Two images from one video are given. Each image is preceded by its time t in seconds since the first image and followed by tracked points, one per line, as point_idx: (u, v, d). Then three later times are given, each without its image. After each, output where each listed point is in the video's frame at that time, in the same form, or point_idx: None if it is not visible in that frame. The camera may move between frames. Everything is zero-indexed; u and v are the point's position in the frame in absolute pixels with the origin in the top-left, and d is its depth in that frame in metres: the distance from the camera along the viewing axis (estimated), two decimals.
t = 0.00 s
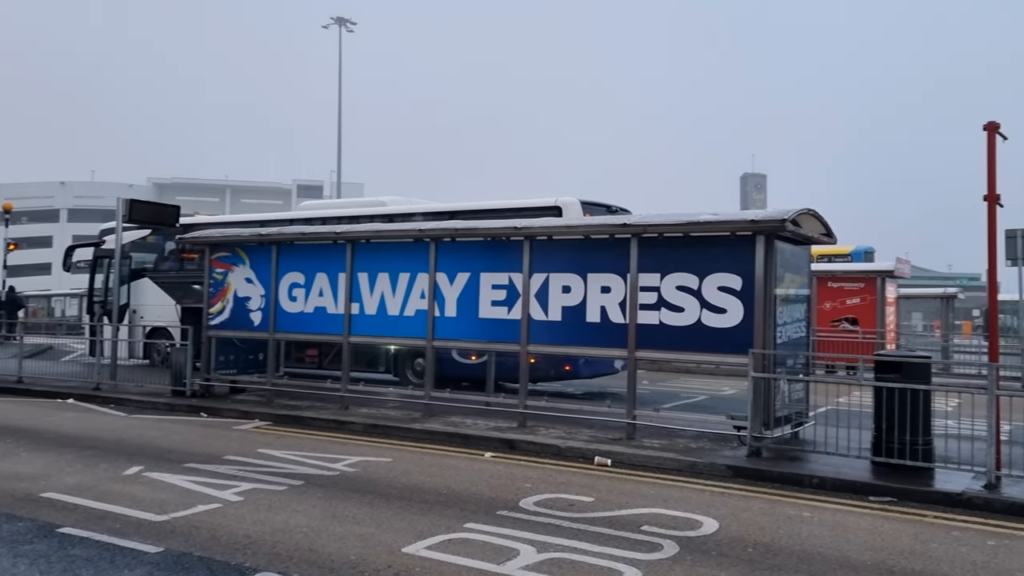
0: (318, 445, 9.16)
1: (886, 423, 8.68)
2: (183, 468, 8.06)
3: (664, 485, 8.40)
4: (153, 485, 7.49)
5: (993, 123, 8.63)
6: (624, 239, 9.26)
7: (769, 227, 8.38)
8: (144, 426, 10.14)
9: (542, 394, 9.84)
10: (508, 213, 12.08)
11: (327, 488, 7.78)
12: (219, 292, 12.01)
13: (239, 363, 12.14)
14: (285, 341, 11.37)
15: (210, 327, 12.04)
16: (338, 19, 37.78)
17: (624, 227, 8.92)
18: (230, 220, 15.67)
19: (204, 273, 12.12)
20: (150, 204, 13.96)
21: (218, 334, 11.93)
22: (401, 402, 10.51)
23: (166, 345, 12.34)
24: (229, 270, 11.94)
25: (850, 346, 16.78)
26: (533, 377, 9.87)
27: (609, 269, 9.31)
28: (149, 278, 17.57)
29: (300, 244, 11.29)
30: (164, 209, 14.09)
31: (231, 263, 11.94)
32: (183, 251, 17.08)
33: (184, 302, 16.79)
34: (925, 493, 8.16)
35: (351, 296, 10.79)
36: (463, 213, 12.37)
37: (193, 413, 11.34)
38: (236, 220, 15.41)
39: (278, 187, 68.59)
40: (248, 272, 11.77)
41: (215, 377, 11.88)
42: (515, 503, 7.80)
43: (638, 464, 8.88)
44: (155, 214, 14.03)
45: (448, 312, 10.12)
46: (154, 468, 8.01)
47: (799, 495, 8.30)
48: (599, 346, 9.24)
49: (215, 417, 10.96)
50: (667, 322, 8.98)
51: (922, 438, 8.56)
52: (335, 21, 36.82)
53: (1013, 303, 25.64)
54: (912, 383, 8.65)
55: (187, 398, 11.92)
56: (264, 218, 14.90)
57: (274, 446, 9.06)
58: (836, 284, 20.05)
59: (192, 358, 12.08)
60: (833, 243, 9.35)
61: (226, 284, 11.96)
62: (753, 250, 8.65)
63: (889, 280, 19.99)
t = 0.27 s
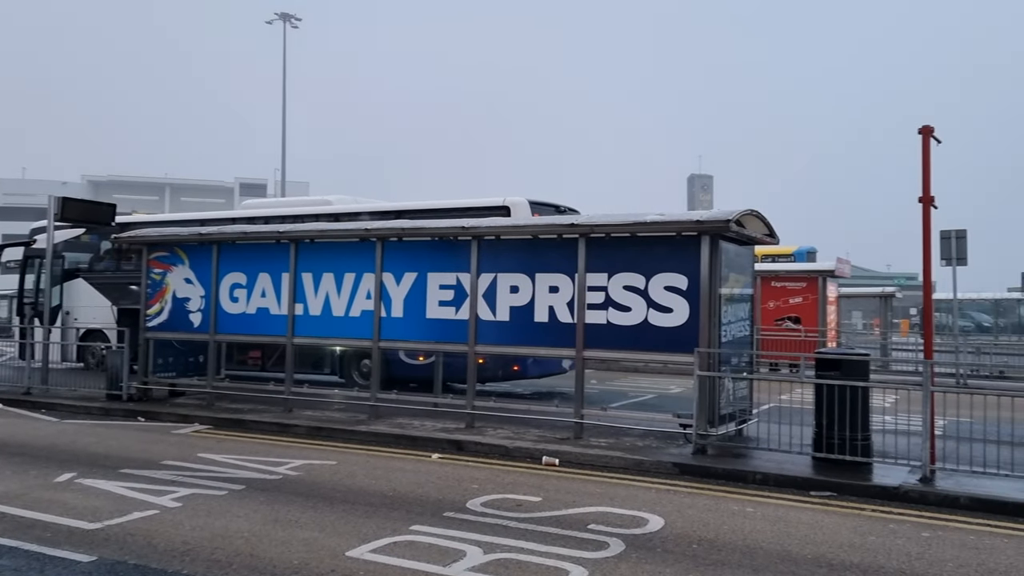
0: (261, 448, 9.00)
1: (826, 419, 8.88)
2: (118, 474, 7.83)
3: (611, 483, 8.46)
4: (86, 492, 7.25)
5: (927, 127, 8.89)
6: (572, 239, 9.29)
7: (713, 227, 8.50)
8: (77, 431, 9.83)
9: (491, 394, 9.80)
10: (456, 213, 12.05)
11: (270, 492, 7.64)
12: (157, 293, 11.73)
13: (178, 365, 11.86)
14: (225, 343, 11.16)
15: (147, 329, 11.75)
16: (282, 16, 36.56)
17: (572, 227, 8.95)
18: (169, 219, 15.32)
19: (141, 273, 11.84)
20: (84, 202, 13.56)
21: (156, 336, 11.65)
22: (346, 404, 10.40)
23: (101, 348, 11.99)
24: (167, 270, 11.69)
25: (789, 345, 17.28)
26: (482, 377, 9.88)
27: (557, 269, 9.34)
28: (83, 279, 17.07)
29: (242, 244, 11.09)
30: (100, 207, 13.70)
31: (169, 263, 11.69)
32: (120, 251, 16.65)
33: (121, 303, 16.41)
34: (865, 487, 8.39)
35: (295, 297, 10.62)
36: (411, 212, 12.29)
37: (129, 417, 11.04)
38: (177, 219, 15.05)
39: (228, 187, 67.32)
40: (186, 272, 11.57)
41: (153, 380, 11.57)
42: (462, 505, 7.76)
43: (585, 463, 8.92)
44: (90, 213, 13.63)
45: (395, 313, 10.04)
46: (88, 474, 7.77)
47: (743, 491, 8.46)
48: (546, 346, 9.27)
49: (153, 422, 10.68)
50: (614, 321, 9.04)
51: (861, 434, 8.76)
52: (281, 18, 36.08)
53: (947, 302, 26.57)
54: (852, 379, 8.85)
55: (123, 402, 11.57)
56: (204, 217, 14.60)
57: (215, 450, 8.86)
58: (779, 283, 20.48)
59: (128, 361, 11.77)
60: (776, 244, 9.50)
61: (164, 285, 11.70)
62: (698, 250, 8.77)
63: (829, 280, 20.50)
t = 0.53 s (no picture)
0: (198, 454, 8.79)
1: (767, 417, 9.07)
2: (46, 482, 7.56)
3: (556, 483, 8.49)
4: (11, 502, 6.98)
5: (863, 130, 9.11)
6: (517, 240, 9.29)
7: (658, 228, 8.59)
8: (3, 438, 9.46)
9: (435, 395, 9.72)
10: (401, 213, 11.97)
11: (207, 499, 7.47)
12: (89, 295, 11.41)
13: (111, 370, 11.54)
14: (160, 346, 10.89)
15: (78, 332, 11.41)
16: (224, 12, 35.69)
17: (517, 228, 8.94)
18: (104, 219, 14.90)
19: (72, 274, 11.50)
20: (11, 201, 13.10)
21: (87, 339, 11.31)
22: (287, 407, 10.24)
23: (29, 352, 11.60)
24: (99, 271, 11.36)
25: (733, 343, 17.78)
26: (427, 378, 9.80)
27: (502, 269, 9.32)
28: (11, 280, 16.49)
29: (178, 244, 10.84)
30: (28, 206, 13.24)
31: (101, 263, 11.37)
32: (50, 251, 16.12)
33: (50, 304, 15.85)
34: (803, 482, 8.58)
35: (234, 298, 10.42)
36: (356, 212, 12.15)
37: (60, 423, 10.69)
38: (112, 219, 14.60)
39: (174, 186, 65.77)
40: (120, 273, 11.26)
41: (84, 385, 11.22)
42: (405, 508, 7.69)
43: (530, 463, 8.94)
44: (17, 212, 13.16)
45: (338, 314, 9.91)
46: (13, 483, 7.47)
47: (686, 489, 8.57)
48: (491, 347, 9.25)
49: (84, 428, 10.36)
50: (559, 322, 9.07)
51: (800, 430, 8.99)
52: (221, 15, 35.19)
53: (883, 301, 27.42)
54: (791, 378, 9.04)
55: (52, 408, 11.19)
56: (139, 217, 14.24)
57: (149, 457, 8.62)
58: (722, 283, 20.85)
59: (58, 365, 11.40)
60: (719, 245, 9.63)
61: (96, 286, 11.38)
62: (643, 251, 8.85)
63: (771, 280, 20.94)
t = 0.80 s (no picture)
0: (131, 459, 8.54)
1: (709, 416, 9.21)
2: None
3: (500, 484, 8.49)
4: None
5: (801, 134, 9.32)
6: (462, 239, 9.26)
7: (602, 229, 8.65)
8: None
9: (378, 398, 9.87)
10: (344, 213, 11.84)
11: (140, 506, 7.25)
12: (15, 296, 11.06)
13: (39, 373, 11.17)
14: (91, 348, 10.58)
15: (4, 334, 11.04)
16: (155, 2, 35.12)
17: (462, 228, 8.91)
18: (31, 217, 14.39)
19: None
20: None
21: (13, 341, 10.94)
22: (225, 410, 10.05)
23: None
24: (26, 271, 11.00)
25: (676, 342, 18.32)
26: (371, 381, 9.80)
27: (446, 270, 9.28)
28: None
29: (110, 243, 10.54)
30: None
31: (28, 263, 11.01)
32: None
33: None
34: (743, 479, 8.74)
35: (169, 299, 10.17)
36: (298, 211, 11.96)
37: None
38: (42, 217, 14.08)
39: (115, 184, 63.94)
40: (48, 273, 10.90)
41: (10, 390, 10.84)
42: (347, 511, 7.59)
43: (475, 465, 8.93)
44: None
45: (277, 315, 9.74)
46: None
47: (629, 488, 8.66)
48: (435, 348, 9.20)
49: (10, 434, 9.99)
50: (504, 322, 9.07)
51: (740, 428, 9.15)
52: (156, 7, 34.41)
53: (822, 301, 28.20)
54: (732, 377, 9.20)
55: None
56: (70, 216, 13.80)
57: (80, 463, 8.34)
58: (666, 284, 21.13)
59: None
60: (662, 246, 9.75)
61: (23, 287, 11.01)
62: (587, 251, 8.91)
63: (713, 281, 21.32)
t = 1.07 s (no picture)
0: (72, 465, 8.31)
1: (662, 416, 9.30)
2: None
3: (453, 486, 8.47)
4: None
5: (752, 138, 9.46)
6: (416, 240, 9.21)
7: (556, 230, 8.68)
8: None
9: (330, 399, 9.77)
10: (295, 213, 11.71)
11: (81, 512, 7.05)
12: None
13: None
14: (30, 351, 10.30)
15: None
16: None
17: (415, 228, 8.86)
18: None
19: None
20: None
21: None
22: (171, 414, 9.86)
23: None
24: None
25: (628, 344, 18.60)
26: (322, 382, 9.68)
27: (399, 271, 9.22)
28: None
29: (50, 243, 10.26)
30: None
31: None
32: None
33: None
34: (695, 479, 8.86)
35: (112, 300, 9.94)
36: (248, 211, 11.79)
37: None
38: None
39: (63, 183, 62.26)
40: None
41: None
42: (297, 516, 7.48)
43: (428, 467, 8.89)
44: None
45: (225, 317, 9.58)
46: None
47: (582, 488, 8.70)
48: (388, 350, 9.12)
49: None
50: (458, 324, 9.06)
51: (693, 428, 9.26)
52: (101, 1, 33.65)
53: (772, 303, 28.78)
54: (684, 377, 9.31)
55: None
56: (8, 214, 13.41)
57: (17, 470, 8.09)
58: (621, 286, 21.30)
59: None
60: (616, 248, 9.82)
61: None
62: (542, 253, 8.93)
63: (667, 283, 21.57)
